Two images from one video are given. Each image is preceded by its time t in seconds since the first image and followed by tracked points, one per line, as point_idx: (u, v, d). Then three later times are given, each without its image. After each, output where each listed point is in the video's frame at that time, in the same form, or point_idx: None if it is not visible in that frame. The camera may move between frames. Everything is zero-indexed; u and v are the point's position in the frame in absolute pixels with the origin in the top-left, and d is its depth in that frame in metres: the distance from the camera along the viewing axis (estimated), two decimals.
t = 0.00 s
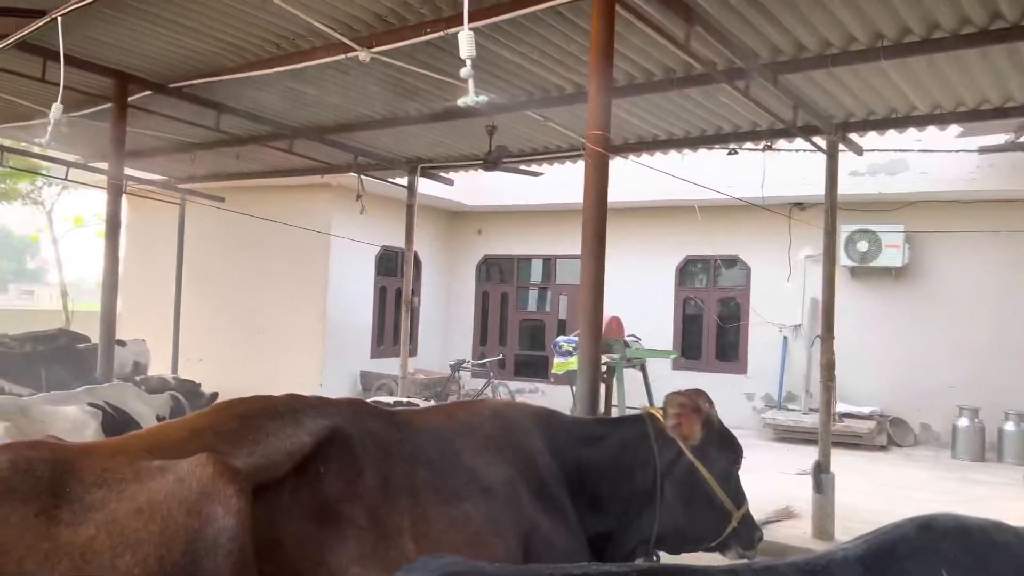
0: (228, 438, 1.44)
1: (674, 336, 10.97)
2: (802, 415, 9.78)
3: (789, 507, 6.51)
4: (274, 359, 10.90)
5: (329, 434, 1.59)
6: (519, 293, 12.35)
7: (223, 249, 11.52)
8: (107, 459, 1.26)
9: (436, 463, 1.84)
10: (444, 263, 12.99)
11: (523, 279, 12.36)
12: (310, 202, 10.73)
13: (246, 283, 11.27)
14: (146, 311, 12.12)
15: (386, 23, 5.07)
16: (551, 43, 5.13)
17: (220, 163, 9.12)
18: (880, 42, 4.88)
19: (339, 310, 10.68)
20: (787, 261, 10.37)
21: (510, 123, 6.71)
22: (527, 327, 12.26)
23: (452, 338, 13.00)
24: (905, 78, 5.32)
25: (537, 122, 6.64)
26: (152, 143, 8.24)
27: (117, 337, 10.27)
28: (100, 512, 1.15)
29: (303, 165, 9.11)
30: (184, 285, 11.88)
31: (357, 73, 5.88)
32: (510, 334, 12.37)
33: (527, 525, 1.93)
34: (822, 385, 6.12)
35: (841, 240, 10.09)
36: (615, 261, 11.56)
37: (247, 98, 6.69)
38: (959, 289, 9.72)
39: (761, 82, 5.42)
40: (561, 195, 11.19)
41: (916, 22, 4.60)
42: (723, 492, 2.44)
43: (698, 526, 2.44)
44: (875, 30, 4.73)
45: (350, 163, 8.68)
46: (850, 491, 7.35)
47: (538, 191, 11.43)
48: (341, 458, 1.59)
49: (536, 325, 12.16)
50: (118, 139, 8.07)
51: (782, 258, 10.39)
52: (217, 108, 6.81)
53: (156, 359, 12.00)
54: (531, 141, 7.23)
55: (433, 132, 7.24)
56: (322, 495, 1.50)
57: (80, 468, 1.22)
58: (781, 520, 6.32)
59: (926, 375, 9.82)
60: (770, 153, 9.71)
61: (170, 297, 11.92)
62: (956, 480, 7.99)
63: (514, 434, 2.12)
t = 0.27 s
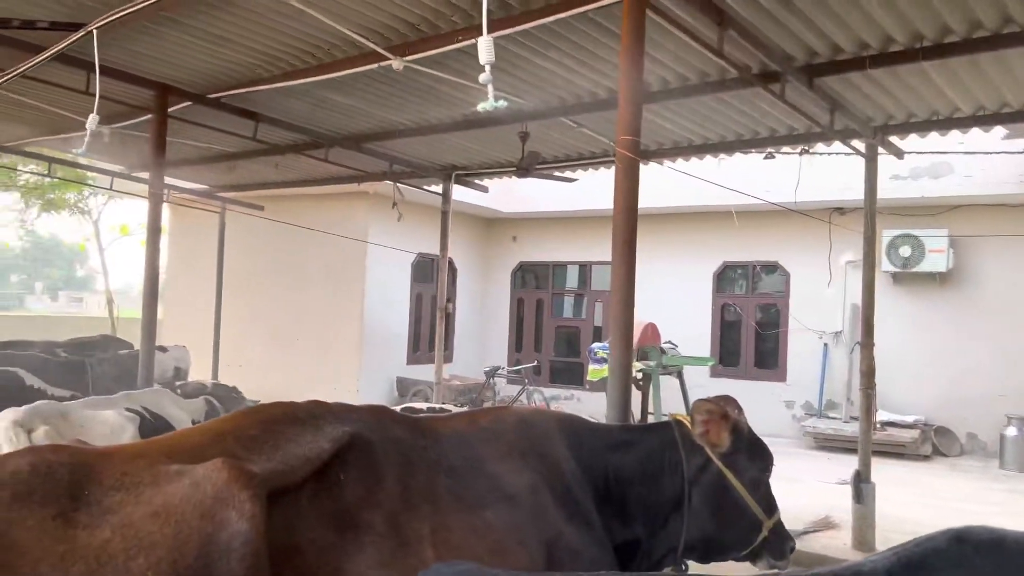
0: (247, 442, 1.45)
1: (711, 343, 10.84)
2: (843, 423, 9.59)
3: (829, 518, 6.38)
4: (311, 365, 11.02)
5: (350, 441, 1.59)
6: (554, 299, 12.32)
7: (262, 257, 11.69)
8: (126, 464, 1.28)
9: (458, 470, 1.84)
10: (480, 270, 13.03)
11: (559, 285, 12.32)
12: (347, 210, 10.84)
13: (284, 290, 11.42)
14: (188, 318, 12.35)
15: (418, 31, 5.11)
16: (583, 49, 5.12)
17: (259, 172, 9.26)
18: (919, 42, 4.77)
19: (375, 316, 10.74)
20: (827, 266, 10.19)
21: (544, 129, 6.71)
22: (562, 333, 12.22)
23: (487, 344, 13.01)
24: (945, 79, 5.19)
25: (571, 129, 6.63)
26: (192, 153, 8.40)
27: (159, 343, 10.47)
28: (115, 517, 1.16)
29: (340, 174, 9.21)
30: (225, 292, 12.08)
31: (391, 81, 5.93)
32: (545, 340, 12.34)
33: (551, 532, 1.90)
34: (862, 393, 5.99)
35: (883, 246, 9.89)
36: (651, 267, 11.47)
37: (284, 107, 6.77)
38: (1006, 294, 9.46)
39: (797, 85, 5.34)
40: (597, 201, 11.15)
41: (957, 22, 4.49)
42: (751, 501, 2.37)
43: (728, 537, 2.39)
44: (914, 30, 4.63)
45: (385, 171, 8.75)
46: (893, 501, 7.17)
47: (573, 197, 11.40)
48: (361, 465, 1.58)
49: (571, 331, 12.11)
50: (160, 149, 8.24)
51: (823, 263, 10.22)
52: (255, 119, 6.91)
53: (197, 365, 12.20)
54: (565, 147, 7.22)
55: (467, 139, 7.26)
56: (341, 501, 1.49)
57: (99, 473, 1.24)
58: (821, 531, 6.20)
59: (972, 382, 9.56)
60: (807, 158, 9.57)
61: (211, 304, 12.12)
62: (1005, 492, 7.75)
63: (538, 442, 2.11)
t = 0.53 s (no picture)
0: (276, 448, 1.45)
1: (748, 352, 10.70)
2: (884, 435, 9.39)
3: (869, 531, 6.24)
4: (346, 371, 11.10)
5: (377, 449, 1.58)
6: (588, 307, 12.27)
7: (299, 264, 11.82)
8: (155, 469, 1.29)
9: (488, 479, 1.83)
10: (513, 277, 13.03)
11: (593, 293, 12.26)
12: (382, 217, 10.93)
13: (320, 297, 11.52)
14: (227, 324, 12.53)
15: (452, 39, 5.13)
16: (616, 55, 5.10)
17: (296, 180, 9.36)
18: (962, 46, 4.67)
19: (410, 324, 10.79)
20: (867, 275, 10.01)
21: (577, 137, 6.69)
22: (596, 341, 12.15)
23: (521, 352, 13.00)
24: (989, 84, 5.08)
25: (605, 136, 6.60)
26: (231, 162, 8.53)
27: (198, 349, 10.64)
28: (145, 523, 1.17)
29: (375, 182, 9.28)
30: (262, 299, 12.22)
31: (425, 90, 5.96)
32: (580, 348, 12.29)
33: (580, 543, 1.88)
34: (903, 404, 5.86)
35: (925, 254, 9.69)
36: (686, 275, 11.37)
37: (320, 117, 6.85)
38: None
39: (834, 91, 5.26)
40: (631, 209, 11.10)
41: (1001, 25, 4.39)
42: (790, 518, 2.34)
43: (763, 550, 2.35)
44: (957, 34, 4.54)
45: (419, 179, 8.80)
46: (935, 516, 6.99)
47: (607, 205, 11.35)
48: (388, 473, 1.58)
49: (606, 340, 12.04)
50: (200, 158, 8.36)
51: (863, 271, 10.04)
52: (291, 128, 7.00)
53: (235, 371, 12.37)
54: (599, 155, 7.20)
55: (501, 147, 7.27)
56: (368, 508, 1.49)
57: (128, 478, 1.25)
58: (861, 545, 6.06)
59: (1018, 393, 9.32)
60: (846, 164, 9.43)
61: (248, 311, 12.29)
62: None
63: (568, 450, 2.09)
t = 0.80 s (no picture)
0: (298, 457, 1.42)
1: (786, 363, 10.50)
2: (927, 450, 9.15)
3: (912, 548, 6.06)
4: (380, 377, 11.12)
5: (401, 458, 1.54)
6: (623, 316, 12.15)
7: (334, 271, 11.89)
8: (173, 477, 1.26)
9: (515, 491, 1.78)
10: (547, 285, 12.97)
11: (628, 301, 12.15)
12: (416, 225, 10.95)
13: (354, 303, 11.57)
14: (263, 330, 12.65)
15: (486, 46, 5.10)
16: (652, 61, 5.03)
17: (331, 188, 9.42)
18: (1011, 50, 4.53)
19: (443, 331, 10.79)
20: (910, 285, 9.78)
21: (612, 144, 6.63)
22: (630, 351, 12.03)
23: (555, 361, 12.92)
24: None
25: (640, 143, 6.53)
26: (267, 170, 8.61)
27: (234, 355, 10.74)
28: (161, 532, 1.14)
29: (409, 190, 9.30)
30: (297, 305, 12.31)
31: (459, 97, 5.95)
32: (614, 357, 12.17)
33: (612, 559, 1.82)
34: (948, 419, 5.69)
35: (971, 264, 9.43)
36: (722, 284, 11.21)
37: (355, 124, 6.87)
38: None
39: (876, 96, 5.14)
40: (666, 217, 10.99)
41: None
42: (832, 539, 2.23)
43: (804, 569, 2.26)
44: (1005, 38, 4.40)
45: (453, 187, 8.80)
46: (982, 534, 6.77)
47: (642, 213, 11.25)
48: (411, 483, 1.54)
49: (640, 349, 11.92)
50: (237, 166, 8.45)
51: (905, 282, 9.81)
52: (327, 136, 7.04)
53: (271, 377, 12.47)
54: (634, 162, 7.13)
55: (535, 154, 7.23)
56: (392, 520, 1.45)
57: (145, 486, 1.22)
58: (903, 563, 5.89)
59: None
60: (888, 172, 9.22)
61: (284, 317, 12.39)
62: None
63: (599, 463, 2.03)
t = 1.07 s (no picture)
0: (319, 470, 1.36)
1: (830, 377, 10.24)
2: (978, 468, 8.83)
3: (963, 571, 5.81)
4: (416, 385, 11.10)
5: (427, 473, 1.48)
6: (661, 327, 11.98)
7: (372, 278, 11.93)
8: (188, 490, 1.20)
9: (547, 509, 1.70)
10: (585, 295, 12.86)
11: (667, 312, 11.97)
12: (454, 233, 10.94)
13: (391, 311, 11.59)
14: (301, 337, 12.73)
15: (524, 52, 5.04)
16: (694, 66, 4.94)
17: (369, 196, 9.44)
18: None
19: (480, 340, 10.74)
20: (960, 297, 9.48)
21: (652, 151, 6.52)
22: (669, 362, 11.85)
23: (592, 371, 12.79)
24: None
25: (681, 150, 6.42)
26: (307, 177, 8.66)
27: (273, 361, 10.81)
28: (170, 549, 1.08)
29: (447, 198, 9.28)
30: (335, 313, 12.37)
31: (498, 104, 5.90)
32: (652, 369, 12.00)
33: None
34: (1002, 437, 5.46)
35: None
36: (764, 295, 10.99)
37: (394, 132, 6.87)
38: None
39: (927, 102, 4.97)
40: (707, 226, 10.83)
41: None
42: (878, 560, 2.03)
43: None
44: None
45: (491, 195, 8.75)
46: None
47: (682, 222, 11.10)
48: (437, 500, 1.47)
49: (680, 361, 11.73)
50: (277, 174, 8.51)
51: (955, 294, 9.51)
52: (365, 143, 7.04)
53: (308, 383, 12.54)
54: (675, 170, 7.01)
55: (573, 162, 7.15)
56: (416, 539, 1.38)
57: (158, 499, 1.17)
58: None
59: None
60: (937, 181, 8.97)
61: (323, 325, 12.45)
62: None
63: (635, 479, 1.94)
